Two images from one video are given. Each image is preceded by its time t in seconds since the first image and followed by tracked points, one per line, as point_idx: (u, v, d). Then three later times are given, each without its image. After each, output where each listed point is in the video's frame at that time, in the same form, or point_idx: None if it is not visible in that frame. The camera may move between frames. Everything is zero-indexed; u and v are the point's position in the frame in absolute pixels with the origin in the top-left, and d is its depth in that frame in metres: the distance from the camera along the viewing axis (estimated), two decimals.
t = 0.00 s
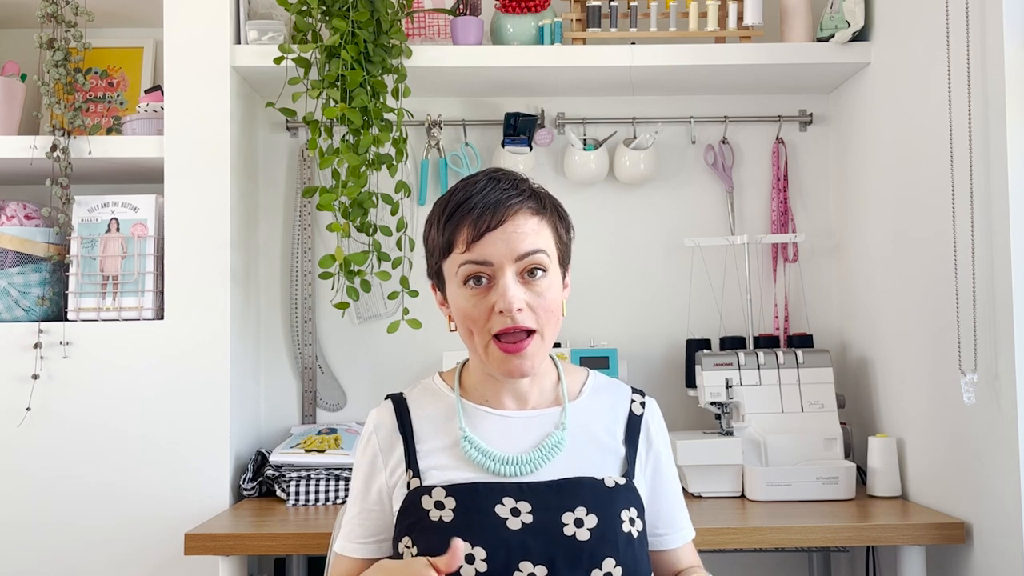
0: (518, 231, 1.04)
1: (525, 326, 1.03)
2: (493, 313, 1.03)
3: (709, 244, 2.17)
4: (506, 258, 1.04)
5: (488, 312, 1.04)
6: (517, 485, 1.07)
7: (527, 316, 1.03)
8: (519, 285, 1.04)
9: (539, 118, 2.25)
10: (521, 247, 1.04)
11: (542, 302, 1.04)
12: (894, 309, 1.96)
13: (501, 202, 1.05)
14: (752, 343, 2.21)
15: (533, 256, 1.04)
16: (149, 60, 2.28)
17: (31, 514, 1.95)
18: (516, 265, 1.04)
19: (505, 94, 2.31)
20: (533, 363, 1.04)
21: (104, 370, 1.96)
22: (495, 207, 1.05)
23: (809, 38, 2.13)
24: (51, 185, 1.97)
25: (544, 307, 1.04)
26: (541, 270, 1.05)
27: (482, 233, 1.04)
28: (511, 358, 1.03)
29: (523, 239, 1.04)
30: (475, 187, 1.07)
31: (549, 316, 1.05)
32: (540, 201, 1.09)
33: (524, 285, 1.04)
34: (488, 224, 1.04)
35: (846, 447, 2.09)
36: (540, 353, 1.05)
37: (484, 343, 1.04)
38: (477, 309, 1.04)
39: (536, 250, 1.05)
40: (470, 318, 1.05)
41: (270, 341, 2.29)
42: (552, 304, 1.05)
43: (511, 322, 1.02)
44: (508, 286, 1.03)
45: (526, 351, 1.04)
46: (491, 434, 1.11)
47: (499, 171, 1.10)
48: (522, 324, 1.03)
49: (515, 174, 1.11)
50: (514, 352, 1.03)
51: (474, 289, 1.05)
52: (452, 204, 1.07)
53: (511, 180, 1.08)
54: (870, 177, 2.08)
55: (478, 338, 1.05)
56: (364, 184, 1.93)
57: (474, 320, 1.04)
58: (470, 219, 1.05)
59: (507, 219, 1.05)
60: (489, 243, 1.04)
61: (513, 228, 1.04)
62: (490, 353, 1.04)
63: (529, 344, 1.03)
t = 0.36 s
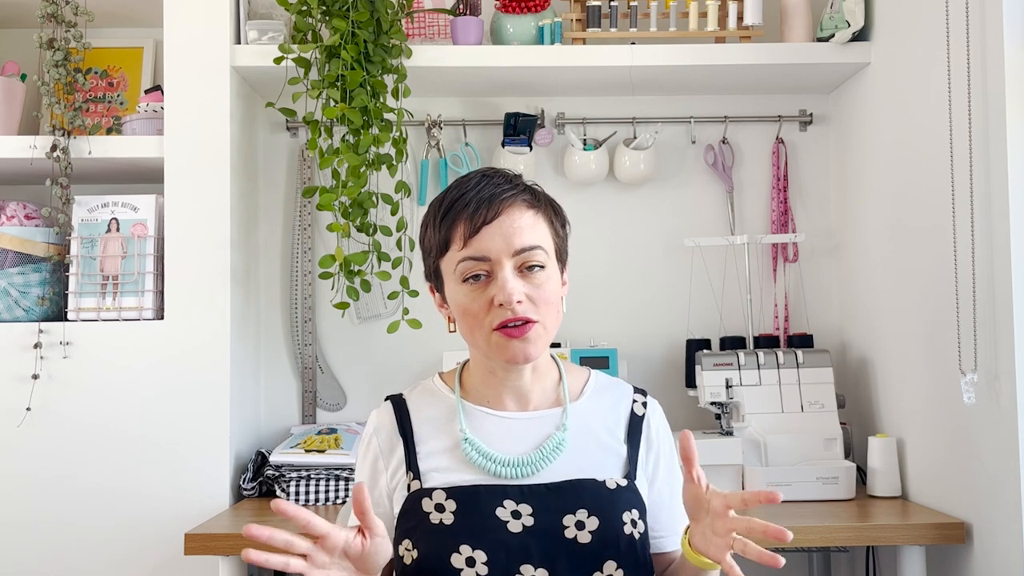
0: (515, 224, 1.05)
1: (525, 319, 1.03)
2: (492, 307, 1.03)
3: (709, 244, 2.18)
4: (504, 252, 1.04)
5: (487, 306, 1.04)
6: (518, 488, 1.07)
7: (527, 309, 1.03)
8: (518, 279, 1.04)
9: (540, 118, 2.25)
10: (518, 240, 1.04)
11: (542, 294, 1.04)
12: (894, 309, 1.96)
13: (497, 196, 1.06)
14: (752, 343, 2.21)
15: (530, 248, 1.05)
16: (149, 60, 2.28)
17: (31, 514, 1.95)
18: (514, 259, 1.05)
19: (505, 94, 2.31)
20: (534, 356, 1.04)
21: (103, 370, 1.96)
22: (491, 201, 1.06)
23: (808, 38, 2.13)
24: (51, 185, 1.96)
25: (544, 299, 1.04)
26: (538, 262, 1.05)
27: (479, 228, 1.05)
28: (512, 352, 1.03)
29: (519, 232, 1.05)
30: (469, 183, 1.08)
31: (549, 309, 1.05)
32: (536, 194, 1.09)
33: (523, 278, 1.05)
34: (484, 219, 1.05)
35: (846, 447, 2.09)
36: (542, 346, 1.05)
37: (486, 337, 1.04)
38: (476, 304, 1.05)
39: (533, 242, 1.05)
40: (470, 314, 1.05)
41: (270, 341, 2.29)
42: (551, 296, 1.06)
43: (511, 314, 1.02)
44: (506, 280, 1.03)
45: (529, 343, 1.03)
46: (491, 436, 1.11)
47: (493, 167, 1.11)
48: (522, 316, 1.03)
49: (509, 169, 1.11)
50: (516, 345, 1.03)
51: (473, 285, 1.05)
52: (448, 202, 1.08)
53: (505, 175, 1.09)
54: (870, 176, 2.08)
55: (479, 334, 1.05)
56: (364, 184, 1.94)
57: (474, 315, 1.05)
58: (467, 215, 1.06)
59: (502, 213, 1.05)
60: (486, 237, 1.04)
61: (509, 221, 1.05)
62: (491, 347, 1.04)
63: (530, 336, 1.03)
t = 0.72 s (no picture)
0: (531, 230, 1.05)
1: (534, 324, 1.03)
2: (503, 310, 1.03)
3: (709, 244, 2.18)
4: (520, 256, 1.04)
5: (497, 309, 1.03)
6: (517, 486, 1.07)
7: (536, 315, 1.03)
8: (529, 284, 1.04)
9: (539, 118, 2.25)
10: (534, 246, 1.04)
11: (551, 302, 1.05)
12: (894, 309, 1.96)
13: (515, 200, 1.06)
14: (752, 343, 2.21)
15: (545, 256, 1.05)
16: (149, 60, 2.28)
17: (31, 514, 1.95)
18: (527, 264, 1.04)
19: (505, 94, 2.31)
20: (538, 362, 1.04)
21: (103, 370, 1.96)
22: (508, 205, 1.06)
23: (808, 38, 2.13)
24: (51, 185, 1.96)
25: (553, 308, 1.05)
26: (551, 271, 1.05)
27: (496, 230, 1.04)
28: (517, 356, 1.03)
29: (536, 239, 1.05)
30: (486, 184, 1.07)
31: (556, 317, 1.06)
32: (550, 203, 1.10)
33: (535, 284, 1.05)
34: (502, 221, 1.04)
35: (846, 447, 2.09)
36: (544, 351, 1.05)
37: (492, 339, 1.04)
38: (486, 305, 1.04)
39: (547, 250, 1.05)
40: (478, 314, 1.04)
41: (270, 341, 2.29)
42: (558, 304, 1.06)
43: (522, 318, 1.02)
44: (519, 284, 1.03)
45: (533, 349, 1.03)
46: (489, 436, 1.11)
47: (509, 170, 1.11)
48: (532, 322, 1.02)
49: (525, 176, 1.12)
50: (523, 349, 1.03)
51: (484, 286, 1.04)
52: (463, 200, 1.07)
53: (523, 179, 1.09)
54: (870, 177, 2.08)
55: (485, 335, 1.04)
56: (364, 184, 1.94)
57: (482, 316, 1.04)
58: (483, 215, 1.05)
59: (520, 218, 1.05)
60: (503, 240, 1.04)
61: (526, 226, 1.05)
62: (497, 350, 1.03)
63: (537, 342, 1.03)
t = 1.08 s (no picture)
0: (552, 238, 1.05)
1: (543, 330, 1.03)
2: (514, 312, 1.03)
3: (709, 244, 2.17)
4: (538, 261, 1.04)
5: (508, 310, 1.03)
6: (511, 488, 1.07)
7: (545, 321, 1.03)
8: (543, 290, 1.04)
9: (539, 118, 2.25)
10: (553, 253, 1.04)
11: (560, 310, 1.05)
12: (894, 310, 1.96)
13: (539, 206, 1.06)
14: (752, 344, 2.21)
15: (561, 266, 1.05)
16: (149, 60, 2.28)
17: (31, 514, 1.95)
18: (544, 271, 1.04)
19: (505, 94, 2.31)
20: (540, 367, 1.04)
21: (103, 370, 1.96)
22: (533, 210, 1.05)
23: (808, 38, 2.13)
24: (51, 185, 1.96)
25: (560, 316, 1.05)
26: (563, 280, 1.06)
27: (520, 233, 1.04)
28: (521, 359, 1.03)
29: (555, 247, 1.05)
30: (512, 186, 1.06)
31: (561, 326, 1.06)
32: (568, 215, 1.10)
33: (547, 291, 1.05)
34: (525, 224, 1.04)
35: (846, 447, 2.09)
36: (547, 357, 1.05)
37: (499, 339, 1.03)
38: (497, 304, 1.03)
39: (565, 261, 1.06)
40: (488, 313, 1.03)
41: (270, 341, 2.29)
42: (566, 315, 1.06)
43: (533, 323, 1.02)
44: (536, 289, 1.03)
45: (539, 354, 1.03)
46: (481, 439, 1.11)
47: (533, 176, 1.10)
48: (541, 327, 1.02)
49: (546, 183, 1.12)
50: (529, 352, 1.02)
51: (498, 286, 1.04)
52: (487, 197, 1.06)
53: (545, 187, 1.09)
54: (870, 177, 2.08)
55: (492, 333, 1.04)
56: (364, 184, 1.94)
57: (492, 315, 1.03)
58: (507, 215, 1.04)
59: (541, 224, 1.05)
60: (523, 244, 1.04)
61: (547, 234, 1.05)
62: (502, 349, 1.03)
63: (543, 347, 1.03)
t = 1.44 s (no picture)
0: (546, 258, 1.03)
1: (538, 351, 1.03)
2: (509, 336, 1.02)
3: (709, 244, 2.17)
4: (532, 284, 1.02)
5: (502, 333, 1.03)
6: (512, 489, 1.07)
7: (540, 341, 1.03)
8: (538, 310, 1.04)
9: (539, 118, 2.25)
10: (547, 275, 1.02)
11: (557, 329, 1.05)
12: (894, 310, 1.96)
13: (533, 225, 1.03)
14: (753, 344, 2.21)
15: (556, 285, 1.03)
16: (149, 60, 2.28)
17: (31, 514, 1.95)
18: (539, 292, 1.03)
19: (505, 94, 2.31)
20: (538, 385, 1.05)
21: (103, 370, 1.96)
22: (527, 231, 1.03)
23: (808, 38, 2.13)
24: (51, 185, 1.96)
25: (557, 334, 1.05)
26: (558, 298, 1.04)
27: (512, 256, 1.01)
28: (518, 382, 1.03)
29: (549, 268, 1.03)
30: (505, 204, 1.03)
31: (558, 343, 1.06)
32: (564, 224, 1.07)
33: (542, 310, 1.04)
34: (518, 248, 1.02)
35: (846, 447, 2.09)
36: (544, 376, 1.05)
37: (494, 361, 1.04)
38: (492, 328, 1.03)
39: (560, 278, 1.04)
40: (483, 335, 1.03)
41: (270, 341, 2.29)
42: (563, 329, 1.06)
43: (528, 348, 1.02)
44: (530, 312, 1.02)
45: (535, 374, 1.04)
46: (482, 441, 1.11)
47: (527, 185, 1.06)
48: (536, 351, 1.02)
49: (541, 189, 1.08)
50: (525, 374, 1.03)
51: (492, 309, 1.03)
52: (480, 216, 1.03)
53: (541, 199, 1.06)
54: (870, 176, 2.08)
55: (488, 355, 1.04)
56: (364, 184, 1.94)
57: (487, 338, 1.03)
58: (498, 237, 1.02)
59: (536, 245, 1.02)
60: (516, 268, 1.01)
61: (541, 254, 1.02)
62: (498, 372, 1.04)
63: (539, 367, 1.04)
